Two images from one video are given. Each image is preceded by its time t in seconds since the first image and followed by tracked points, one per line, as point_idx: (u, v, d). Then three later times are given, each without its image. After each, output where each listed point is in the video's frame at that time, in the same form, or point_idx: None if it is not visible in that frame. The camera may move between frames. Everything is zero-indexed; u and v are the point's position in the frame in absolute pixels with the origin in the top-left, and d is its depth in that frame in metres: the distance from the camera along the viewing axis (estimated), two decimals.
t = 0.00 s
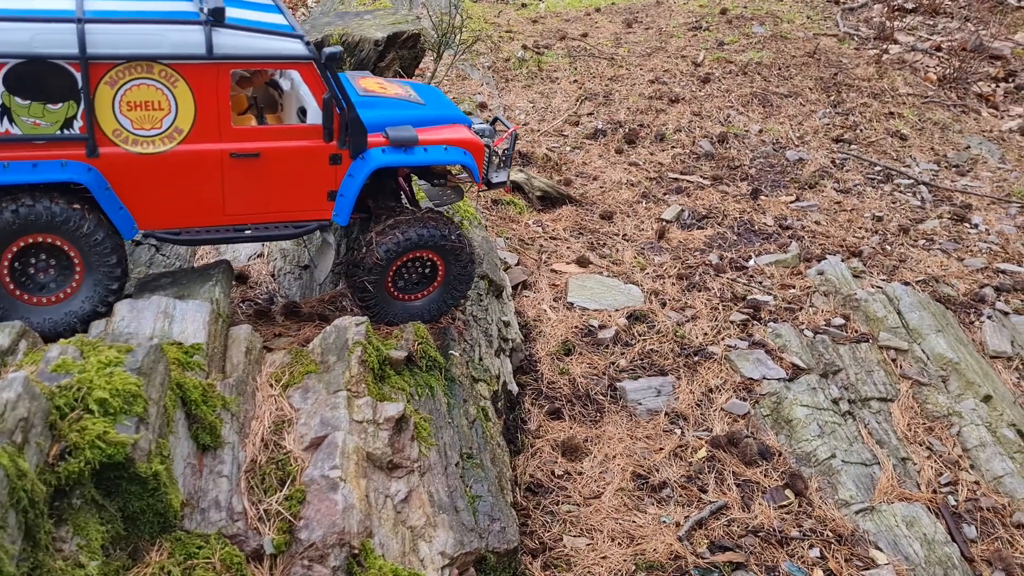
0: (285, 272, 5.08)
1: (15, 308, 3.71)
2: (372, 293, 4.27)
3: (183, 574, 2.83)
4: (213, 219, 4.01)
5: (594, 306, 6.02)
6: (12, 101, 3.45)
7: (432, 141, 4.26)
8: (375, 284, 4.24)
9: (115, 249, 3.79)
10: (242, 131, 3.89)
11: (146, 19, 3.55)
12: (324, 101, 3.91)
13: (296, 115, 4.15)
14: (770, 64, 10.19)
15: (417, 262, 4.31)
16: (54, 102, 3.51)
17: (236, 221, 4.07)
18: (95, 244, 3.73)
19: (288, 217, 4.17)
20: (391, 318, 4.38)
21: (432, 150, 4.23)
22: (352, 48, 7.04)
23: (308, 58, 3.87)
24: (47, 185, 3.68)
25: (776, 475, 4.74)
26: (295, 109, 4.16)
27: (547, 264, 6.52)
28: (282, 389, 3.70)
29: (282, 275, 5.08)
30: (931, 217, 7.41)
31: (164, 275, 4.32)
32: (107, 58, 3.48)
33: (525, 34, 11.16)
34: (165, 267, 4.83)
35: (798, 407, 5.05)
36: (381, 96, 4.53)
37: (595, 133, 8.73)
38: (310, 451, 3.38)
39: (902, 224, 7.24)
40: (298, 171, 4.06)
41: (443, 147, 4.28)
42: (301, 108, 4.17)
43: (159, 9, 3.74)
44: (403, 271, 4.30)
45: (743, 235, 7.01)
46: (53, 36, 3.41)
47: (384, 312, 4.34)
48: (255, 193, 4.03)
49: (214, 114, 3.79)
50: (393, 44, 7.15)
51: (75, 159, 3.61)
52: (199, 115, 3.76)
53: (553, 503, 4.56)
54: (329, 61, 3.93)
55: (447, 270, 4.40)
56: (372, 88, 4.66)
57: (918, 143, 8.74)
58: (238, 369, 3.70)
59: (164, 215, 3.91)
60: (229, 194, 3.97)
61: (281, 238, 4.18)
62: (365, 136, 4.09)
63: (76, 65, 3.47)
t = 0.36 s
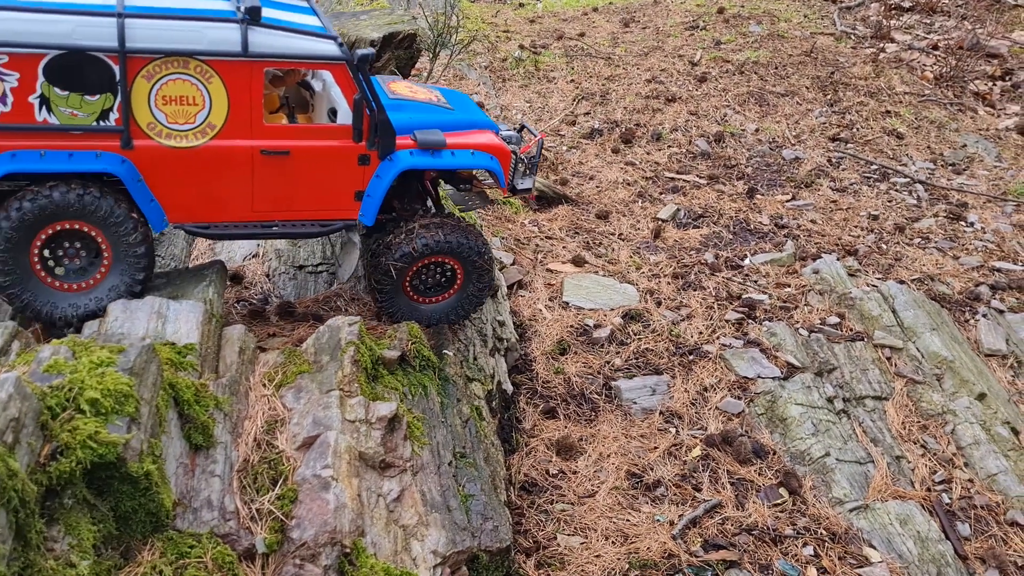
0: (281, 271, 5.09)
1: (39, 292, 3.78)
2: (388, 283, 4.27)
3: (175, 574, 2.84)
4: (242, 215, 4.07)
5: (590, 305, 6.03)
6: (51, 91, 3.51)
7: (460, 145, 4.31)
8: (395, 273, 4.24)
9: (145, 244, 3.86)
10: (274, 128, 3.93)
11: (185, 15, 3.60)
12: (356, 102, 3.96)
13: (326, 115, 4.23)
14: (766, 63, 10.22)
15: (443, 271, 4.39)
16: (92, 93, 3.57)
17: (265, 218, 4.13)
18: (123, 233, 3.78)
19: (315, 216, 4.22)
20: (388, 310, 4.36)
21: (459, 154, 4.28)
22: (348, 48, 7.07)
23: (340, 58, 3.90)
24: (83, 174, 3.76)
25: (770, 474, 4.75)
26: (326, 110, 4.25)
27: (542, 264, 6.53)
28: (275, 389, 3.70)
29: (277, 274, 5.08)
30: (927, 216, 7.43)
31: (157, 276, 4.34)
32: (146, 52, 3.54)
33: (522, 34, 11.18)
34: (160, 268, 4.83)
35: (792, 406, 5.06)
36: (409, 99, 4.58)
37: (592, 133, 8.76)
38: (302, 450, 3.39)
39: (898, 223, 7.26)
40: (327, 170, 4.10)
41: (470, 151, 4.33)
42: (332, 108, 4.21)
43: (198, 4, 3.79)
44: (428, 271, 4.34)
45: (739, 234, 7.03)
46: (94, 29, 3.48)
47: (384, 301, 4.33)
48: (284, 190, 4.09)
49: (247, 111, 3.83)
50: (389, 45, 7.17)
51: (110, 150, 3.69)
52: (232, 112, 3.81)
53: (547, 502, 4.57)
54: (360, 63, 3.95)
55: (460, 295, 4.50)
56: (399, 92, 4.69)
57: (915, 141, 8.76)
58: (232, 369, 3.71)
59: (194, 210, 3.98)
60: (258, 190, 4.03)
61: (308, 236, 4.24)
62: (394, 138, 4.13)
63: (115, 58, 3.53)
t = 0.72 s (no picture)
0: (280, 271, 5.11)
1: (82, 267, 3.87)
2: (436, 272, 4.39)
3: (174, 572, 2.84)
4: (291, 207, 4.23)
5: (589, 304, 6.05)
6: (118, 74, 3.71)
7: (504, 149, 4.46)
8: (448, 261, 4.38)
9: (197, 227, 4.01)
10: (326, 122, 4.10)
11: (248, 10, 3.84)
12: (406, 99, 4.13)
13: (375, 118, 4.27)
14: (765, 62, 10.24)
15: (483, 281, 4.59)
16: (156, 78, 3.76)
17: (311, 211, 4.28)
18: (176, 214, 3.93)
19: (360, 212, 4.36)
20: (422, 291, 4.43)
21: (503, 157, 4.43)
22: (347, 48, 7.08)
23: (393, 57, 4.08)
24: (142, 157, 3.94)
25: (769, 472, 4.76)
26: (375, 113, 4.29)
27: (541, 263, 6.54)
28: (274, 388, 3.71)
29: (277, 274, 5.11)
30: (926, 215, 7.44)
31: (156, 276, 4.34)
32: (211, 41, 3.76)
33: (521, 34, 11.19)
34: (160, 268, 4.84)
35: (790, 405, 5.07)
36: (456, 108, 4.78)
37: (591, 132, 8.77)
38: (301, 450, 3.40)
39: (897, 221, 7.27)
40: (374, 166, 4.25)
41: (514, 156, 4.48)
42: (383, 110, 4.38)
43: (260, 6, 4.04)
44: (473, 275, 4.53)
45: (738, 233, 7.04)
46: (163, 17, 3.71)
47: (422, 281, 4.41)
48: (331, 184, 4.23)
49: (302, 103, 4.02)
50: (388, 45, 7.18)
51: (169, 135, 3.88)
52: (287, 104, 4.00)
53: (546, 501, 4.58)
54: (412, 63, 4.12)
55: (486, 312, 4.68)
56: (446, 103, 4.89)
57: (913, 140, 8.78)
58: (231, 368, 3.72)
59: (243, 201, 4.15)
60: (307, 182, 4.18)
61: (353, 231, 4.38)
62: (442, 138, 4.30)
63: (181, 45, 3.75)
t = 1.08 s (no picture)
0: (282, 270, 5.10)
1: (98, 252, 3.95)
2: (461, 268, 4.44)
3: (178, 570, 2.84)
4: (311, 206, 4.29)
5: (591, 302, 6.05)
6: (146, 70, 3.74)
7: (525, 154, 4.52)
8: (475, 258, 4.44)
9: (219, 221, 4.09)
10: (349, 124, 4.15)
11: (276, 8, 3.86)
12: (430, 103, 4.17)
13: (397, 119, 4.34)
14: (766, 60, 10.24)
15: (498, 284, 4.63)
16: (183, 75, 3.80)
17: (332, 210, 4.34)
18: (197, 207, 3.99)
19: (379, 213, 4.42)
20: (444, 281, 4.46)
21: (523, 163, 4.49)
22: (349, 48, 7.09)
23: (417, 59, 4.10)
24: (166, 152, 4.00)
25: (772, 470, 4.76)
26: (397, 114, 4.35)
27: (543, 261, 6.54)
28: (277, 386, 3.71)
29: (279, 273, 5.10)
30: (928, 213, 7.44)
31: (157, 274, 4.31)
32: (239, 39, 3.78)
33: (522, 32, 11.19)
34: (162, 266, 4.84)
35: (793, 403, 5.07)
36: (476, 113, 4.84)
37: (592, 130, 8.76)
38: (305, 448, 3.40)
39: (899, 219, 7.27)
40: (395, 168, 4.30)
41: (534, 161, 4.54)
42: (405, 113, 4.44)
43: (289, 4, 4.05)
44: (494, 278, 4.59)
45: (739, 231, 7.05)
46: (191, 13, 3.72)
47: (447, 272, 4.44)
48: (352, 185, 4.29)
49: (326, 103, 4.06)
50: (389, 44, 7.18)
51: (194, 131, 3.92)
52: (311, 104, 4.04)
53: (549, 500, 4.58)
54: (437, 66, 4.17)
55: (494, 318, 4.73)
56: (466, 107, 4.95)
57: (915, 138, 8.77)
58: (234, 366, 3.72)
59: (264, 198, 4.21)
60: (328, 183, 4.24)
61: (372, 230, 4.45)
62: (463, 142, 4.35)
63: (209, 43, 3.77)
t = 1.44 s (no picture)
0: (279, 263, 5.10)
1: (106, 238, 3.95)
2: (471, 260, 4.47)
3: (173, 558, 2.84)
4: (319, 198, 4.29)
5: (589, 296, 6.06)
6: (158, 58, 3.77)
7: (533, 152, 4.51)
8: (484, 252, 4.47)
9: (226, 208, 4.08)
10: (360, 117, 4.15)
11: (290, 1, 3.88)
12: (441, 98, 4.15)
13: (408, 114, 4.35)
14: (765, 55, 10.24)
15: (502, 281, 4.67)
16: (195, 64, 3.82)
17: (340, 204, 4.34)
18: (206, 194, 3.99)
19: (387, 206, 4.41)
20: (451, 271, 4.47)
21: (532, 161, 4.48)
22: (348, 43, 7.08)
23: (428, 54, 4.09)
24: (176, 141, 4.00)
25: (769, 462, 4.75)
26: (407, 109, 4.31)
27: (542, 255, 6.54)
28: (273, 376, 3.70)
29: (276, 266, 5.09)
30: (926, 206, 7.43)
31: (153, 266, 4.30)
32: (251, 30, 3.80)
33: (521, 28, 11.18)
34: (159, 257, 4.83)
35: (791, 394, 5.07)
36: (486, 108, 4.82)
37: (591, 125, 8.76)
38: (300, 437, 3.39)
39: (898, 213, 7.26)
40: (403, 162, 4.29)
41: (542, 159, 4.53)
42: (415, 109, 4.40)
43: None
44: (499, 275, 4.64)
45: (738, 225, 7.04)
46: (205, 4, 3.76)
47: (456, 262, 4.46)
48: (360, 178, 4.28)
49: (336, 96, 4.06)
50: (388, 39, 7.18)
51: (204, 121, 3.93)
52: (322, 95, 4.04)
53: (547, 491, 4.57)
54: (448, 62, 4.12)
55: (493, 317, 4.76)
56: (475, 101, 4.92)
57: (914, 132, 8.76)
58: (230, 356, 3.72)
59: (272, 189, 4.21)
60: (336, 175, 4.24)
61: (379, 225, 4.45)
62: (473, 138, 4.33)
63: (222, 33, 3.79)
